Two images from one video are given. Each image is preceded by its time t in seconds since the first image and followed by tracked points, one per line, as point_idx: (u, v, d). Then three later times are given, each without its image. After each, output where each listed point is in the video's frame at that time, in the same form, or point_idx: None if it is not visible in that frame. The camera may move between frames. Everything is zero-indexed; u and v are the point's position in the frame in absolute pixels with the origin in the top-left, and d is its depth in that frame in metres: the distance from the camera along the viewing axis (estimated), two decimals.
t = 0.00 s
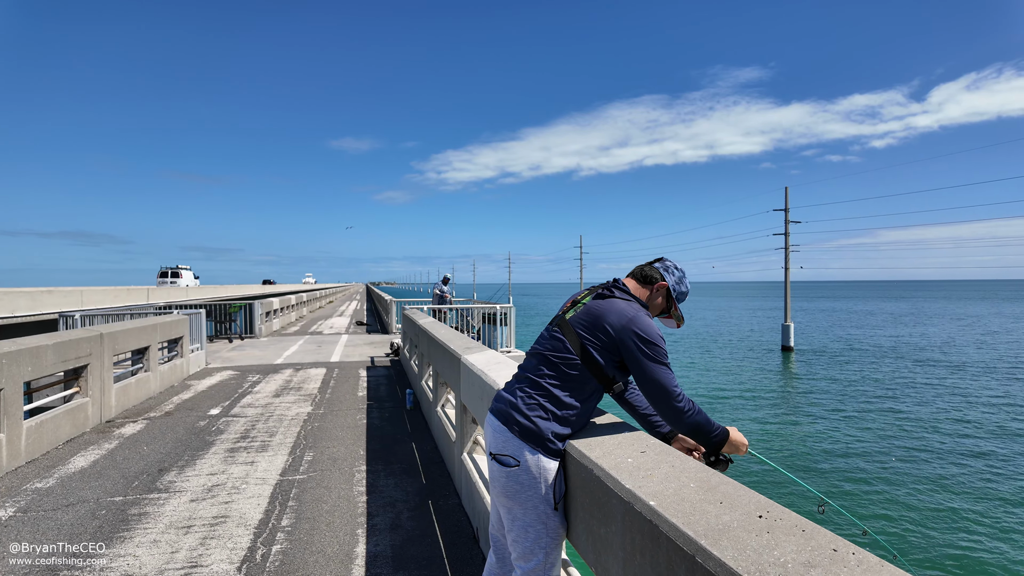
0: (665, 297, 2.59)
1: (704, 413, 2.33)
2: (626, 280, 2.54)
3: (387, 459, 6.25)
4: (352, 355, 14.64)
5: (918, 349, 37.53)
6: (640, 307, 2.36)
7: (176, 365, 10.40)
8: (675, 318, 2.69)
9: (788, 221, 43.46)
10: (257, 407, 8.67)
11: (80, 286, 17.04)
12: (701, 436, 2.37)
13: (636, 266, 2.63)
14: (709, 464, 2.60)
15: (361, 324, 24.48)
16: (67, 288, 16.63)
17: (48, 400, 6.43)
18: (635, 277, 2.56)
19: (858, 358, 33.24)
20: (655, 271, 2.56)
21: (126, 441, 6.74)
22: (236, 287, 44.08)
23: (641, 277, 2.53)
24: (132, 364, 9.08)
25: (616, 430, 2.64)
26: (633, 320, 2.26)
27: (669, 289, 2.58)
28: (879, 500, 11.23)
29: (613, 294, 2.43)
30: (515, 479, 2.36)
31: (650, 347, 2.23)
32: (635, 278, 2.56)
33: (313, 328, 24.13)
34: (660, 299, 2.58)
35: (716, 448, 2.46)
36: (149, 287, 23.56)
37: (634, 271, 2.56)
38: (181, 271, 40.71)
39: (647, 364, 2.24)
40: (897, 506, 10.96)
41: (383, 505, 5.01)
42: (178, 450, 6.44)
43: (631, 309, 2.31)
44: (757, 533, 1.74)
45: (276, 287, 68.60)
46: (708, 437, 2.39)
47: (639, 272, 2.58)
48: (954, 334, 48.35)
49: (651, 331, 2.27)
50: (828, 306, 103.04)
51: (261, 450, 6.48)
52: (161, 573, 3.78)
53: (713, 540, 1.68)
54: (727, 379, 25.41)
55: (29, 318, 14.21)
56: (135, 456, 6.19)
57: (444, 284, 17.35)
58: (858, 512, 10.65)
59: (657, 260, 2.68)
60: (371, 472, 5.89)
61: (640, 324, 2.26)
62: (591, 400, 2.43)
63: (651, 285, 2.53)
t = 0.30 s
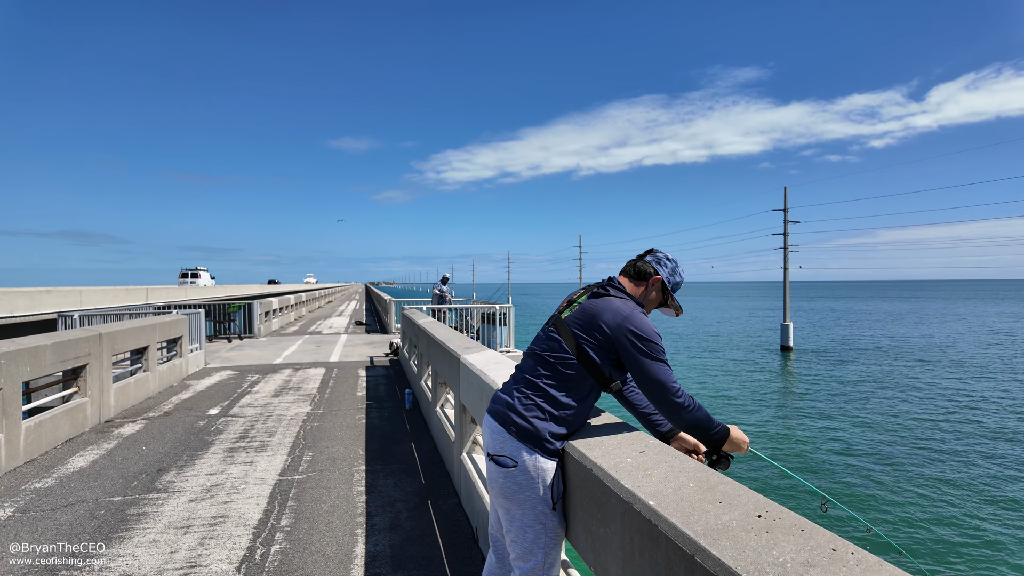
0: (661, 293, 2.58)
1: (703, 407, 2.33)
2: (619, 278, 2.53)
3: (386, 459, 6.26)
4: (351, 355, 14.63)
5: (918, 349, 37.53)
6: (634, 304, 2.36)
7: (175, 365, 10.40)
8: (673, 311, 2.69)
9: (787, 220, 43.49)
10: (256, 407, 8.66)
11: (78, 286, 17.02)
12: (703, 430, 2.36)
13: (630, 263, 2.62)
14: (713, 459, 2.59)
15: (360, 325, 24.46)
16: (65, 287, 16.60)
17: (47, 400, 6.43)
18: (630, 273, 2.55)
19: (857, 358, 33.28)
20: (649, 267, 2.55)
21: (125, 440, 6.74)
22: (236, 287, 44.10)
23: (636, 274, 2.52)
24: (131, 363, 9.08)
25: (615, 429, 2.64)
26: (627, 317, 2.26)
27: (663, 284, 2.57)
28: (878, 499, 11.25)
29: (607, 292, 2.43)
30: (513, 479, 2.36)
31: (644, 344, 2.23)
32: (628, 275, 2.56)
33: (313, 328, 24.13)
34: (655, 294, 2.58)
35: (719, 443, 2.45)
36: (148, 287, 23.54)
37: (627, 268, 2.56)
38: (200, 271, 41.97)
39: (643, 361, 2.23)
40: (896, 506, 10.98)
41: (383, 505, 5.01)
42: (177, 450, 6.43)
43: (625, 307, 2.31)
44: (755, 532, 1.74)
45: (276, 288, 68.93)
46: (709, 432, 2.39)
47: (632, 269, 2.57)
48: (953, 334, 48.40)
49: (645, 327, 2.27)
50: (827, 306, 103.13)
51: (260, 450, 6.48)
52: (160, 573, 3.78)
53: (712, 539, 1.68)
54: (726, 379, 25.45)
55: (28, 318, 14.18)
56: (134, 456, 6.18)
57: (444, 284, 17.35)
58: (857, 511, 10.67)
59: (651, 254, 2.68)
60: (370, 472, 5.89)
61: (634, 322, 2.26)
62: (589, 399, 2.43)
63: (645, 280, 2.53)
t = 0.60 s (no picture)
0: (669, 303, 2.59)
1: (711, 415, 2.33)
2: (629, 285, 2.54)
3: (385, 459, 6.26)
4: (351, 355, 14.62)
5: (917, 349, 37.57)
6: (645, 310, 2.37)
7: (174, 365, 10.39)
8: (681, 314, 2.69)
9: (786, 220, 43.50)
10: (255, 407, 8.65)
11: (77, 286, 17.01)
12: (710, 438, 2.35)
13: (640, 271, 2.64)
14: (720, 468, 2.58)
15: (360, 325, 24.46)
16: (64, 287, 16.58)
17: (46, 400, 6.42)
18: (638, 284, 2.57)
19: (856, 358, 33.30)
20: (658, 277, 2.57)
21: (124, 441, 6.73)
22: (235, 287, 44.07)
23: (647, 282, 2.54)
24: (130, 363, 9.07)
25: (614, 429, 2.64)
26: (640, 324, 2.27)
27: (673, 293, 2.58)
28: (876, 498, 11.27)
29: (618, 298, 2.44)
30: (515, 479, 2.36)
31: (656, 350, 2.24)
32: (639, 283, 2.57)
33: (312, 328, 24.15)
34: (664, 305, 2.58)
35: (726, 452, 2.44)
36: (146, 287, 23.52)
37: (636, 276, 2.57)
38: (215, 272, 42.80)
39: (654, 366, 2.24)
40: (895, 506, 11.00)
41: (382, 505, 5.01)
42: (176, 450, 6.43)
43: (636, 312, 2.33)
44: (754, 532, 1.74)
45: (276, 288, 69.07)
46: (716, 441, 2.38)
47: (643, 278, 2.59)
48: (952, 334, 48.44)
49: (657, 334, 2.28)
50: (826, 306, 103.19)
51: (259, 450, 6.47)
52: (160, 573, 3.78)
53: (711, 539, 1.68)
54: (726, 378, 25.45)
55: (26, 318, 14.16)
56: (133, 456, 6.17)
57: (443, 284, 17.35)
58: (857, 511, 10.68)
59: (654, 261, 2.64)
60: (369, 471, 5.89)
61: (645, 328, 2.27)
62: (594, 402, 2.44)
63: (655, 291, 2.53)
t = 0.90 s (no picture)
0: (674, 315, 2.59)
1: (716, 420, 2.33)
2: (636, 294, 2.55)
3: (385, 459, 6.26)
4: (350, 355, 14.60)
5: (917, 349, 37.58)
6: (652, 317, 2.37)
7: (174, 365, 10.37)
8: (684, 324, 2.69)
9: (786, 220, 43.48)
10: (255, 407, 8.64)
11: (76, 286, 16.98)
12: (713, 442, 2.36)
13: (647, 281, 2.65)
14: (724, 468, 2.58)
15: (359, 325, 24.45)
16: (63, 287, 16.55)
17: (45, 400, 6.41)
18: (644, 294, 2.56)
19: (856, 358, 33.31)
20: (665, 288, 2.56)
21: (123, 441, 6.72)
22: (234, 287, 44.06)
23: (653, 292, 2.54)
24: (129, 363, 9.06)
25: (613, 428, 2.64)
26: (647, 329, 2.28)
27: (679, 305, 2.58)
28: (877, 498, 11.27)
29: (625, 304, 2.45)
30: (515, 477, 2.35)
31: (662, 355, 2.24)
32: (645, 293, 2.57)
33: (311, 328, 24.09)
34: (669, 316, 2.58)
35: (729, 454, 2.45)
36: (145, 287, 23.49)
37: (643, 286, 2.57)
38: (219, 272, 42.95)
39: (659, 371, 2.24)
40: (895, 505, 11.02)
41: (382, 505, 5.01)
42: (175, 450, 6.42)
43: (643, 318, 2.33)
44: (754, 532, 1.74)
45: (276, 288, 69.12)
46: (721, 442, 2.38)
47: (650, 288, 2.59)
48: (951, 334, 48.49)
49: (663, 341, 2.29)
50: (826, 306, 103.25)
51: (258, 450, 6.47)
52: (159, 573, 3.78)
53: (710, 539, 1.68)
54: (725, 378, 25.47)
55: (26, 317, 14.13)
56: (132, 456, 6.17)
57: (442, 284, 17.33)
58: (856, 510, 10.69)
59: (660, 273, 2.64)
60: (369, 472, 5.88)
61: (652, 334, 2.27)
62: (595, 404, 2.45)
63: (660, 304, 2.52)
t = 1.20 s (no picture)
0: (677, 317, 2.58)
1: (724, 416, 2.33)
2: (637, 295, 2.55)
3: (384, 459, 6.26)
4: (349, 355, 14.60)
5: (916, 348, 37.62)
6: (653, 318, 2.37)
7: (173, 365, 10.37)
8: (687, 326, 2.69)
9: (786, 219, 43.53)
10: (254, 407, 8.64)
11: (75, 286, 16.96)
12: (722, 436, 2.36)
13: (648, 283, 2.65)
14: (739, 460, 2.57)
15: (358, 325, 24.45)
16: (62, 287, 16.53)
17: (44, 400, 6.40)
18: (645, 296, 2.57)
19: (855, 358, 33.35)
20: (666, 290, 2.56)
21: (122, 441, 6.72)
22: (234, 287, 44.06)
23: (655, 294, 2.54)
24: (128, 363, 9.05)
25: (611, 428, 2.64)
26: (648, 329, 2.28)
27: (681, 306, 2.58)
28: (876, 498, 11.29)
29: (626, 305, 2.45)
30: (515, 477, 2.35)
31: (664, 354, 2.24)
32: (647, 295, 2.57)
33: (310, 328, 24.04)
34: (671, 317, 2.58)
35: (741, 446, 2.45)
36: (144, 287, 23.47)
37: (644, 289, 2.57)
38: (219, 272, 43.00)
39: (662, 371, 2.24)
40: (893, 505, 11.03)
41: (381, 505, 5.00)
42: (175, 450, 6.42)
43: (645, 318, 2.33)
44: (753, 532, 1.74)
45: (275, 288, 69.16)
46: (732, 435, 2.38)
47: (651, 290, 2.59)
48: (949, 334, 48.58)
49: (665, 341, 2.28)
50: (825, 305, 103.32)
51: (258, 450, 6.46)
52: (158, 573, 3.77)
53: (709, 538, 1.68)
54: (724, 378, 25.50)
55: (25, 317, 14.12)
56: (131, 456, 6.16)
57: (441, 284, 17.34)
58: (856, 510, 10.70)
59: (661, 275, 2.64)
60: (368, 472, 5.88)
61: (654, 334, 2.27)
62: (595, 405, 2.45)
63: (661, 305, 2.53)
